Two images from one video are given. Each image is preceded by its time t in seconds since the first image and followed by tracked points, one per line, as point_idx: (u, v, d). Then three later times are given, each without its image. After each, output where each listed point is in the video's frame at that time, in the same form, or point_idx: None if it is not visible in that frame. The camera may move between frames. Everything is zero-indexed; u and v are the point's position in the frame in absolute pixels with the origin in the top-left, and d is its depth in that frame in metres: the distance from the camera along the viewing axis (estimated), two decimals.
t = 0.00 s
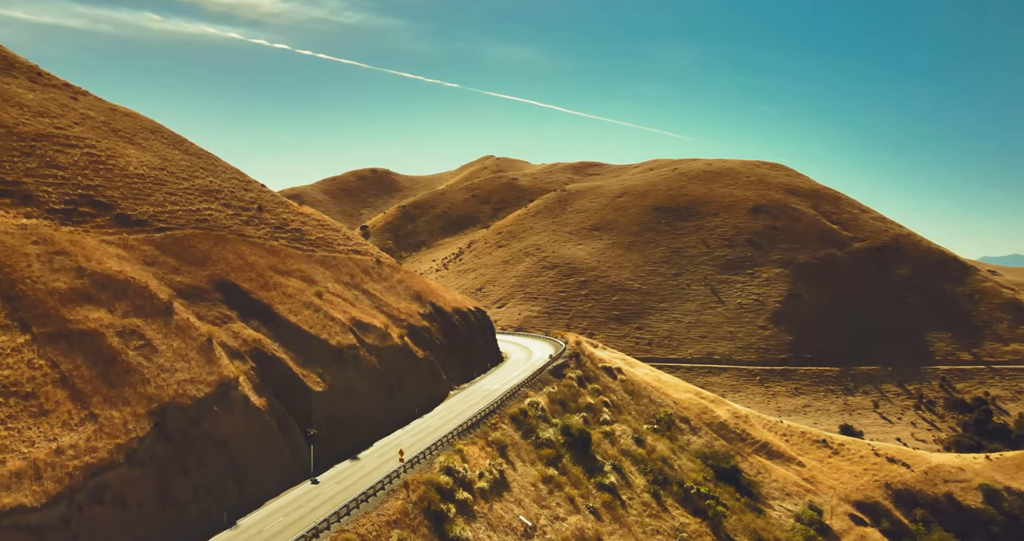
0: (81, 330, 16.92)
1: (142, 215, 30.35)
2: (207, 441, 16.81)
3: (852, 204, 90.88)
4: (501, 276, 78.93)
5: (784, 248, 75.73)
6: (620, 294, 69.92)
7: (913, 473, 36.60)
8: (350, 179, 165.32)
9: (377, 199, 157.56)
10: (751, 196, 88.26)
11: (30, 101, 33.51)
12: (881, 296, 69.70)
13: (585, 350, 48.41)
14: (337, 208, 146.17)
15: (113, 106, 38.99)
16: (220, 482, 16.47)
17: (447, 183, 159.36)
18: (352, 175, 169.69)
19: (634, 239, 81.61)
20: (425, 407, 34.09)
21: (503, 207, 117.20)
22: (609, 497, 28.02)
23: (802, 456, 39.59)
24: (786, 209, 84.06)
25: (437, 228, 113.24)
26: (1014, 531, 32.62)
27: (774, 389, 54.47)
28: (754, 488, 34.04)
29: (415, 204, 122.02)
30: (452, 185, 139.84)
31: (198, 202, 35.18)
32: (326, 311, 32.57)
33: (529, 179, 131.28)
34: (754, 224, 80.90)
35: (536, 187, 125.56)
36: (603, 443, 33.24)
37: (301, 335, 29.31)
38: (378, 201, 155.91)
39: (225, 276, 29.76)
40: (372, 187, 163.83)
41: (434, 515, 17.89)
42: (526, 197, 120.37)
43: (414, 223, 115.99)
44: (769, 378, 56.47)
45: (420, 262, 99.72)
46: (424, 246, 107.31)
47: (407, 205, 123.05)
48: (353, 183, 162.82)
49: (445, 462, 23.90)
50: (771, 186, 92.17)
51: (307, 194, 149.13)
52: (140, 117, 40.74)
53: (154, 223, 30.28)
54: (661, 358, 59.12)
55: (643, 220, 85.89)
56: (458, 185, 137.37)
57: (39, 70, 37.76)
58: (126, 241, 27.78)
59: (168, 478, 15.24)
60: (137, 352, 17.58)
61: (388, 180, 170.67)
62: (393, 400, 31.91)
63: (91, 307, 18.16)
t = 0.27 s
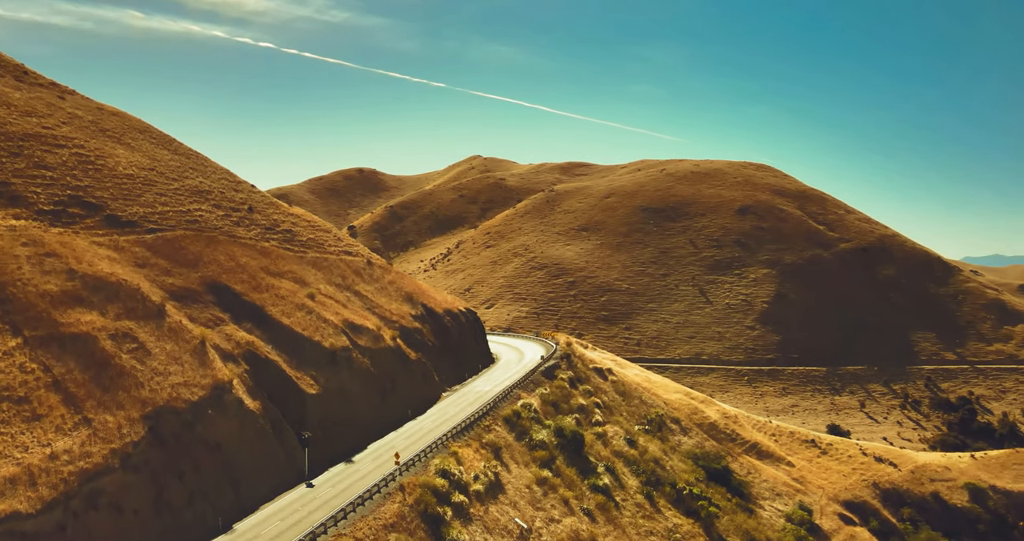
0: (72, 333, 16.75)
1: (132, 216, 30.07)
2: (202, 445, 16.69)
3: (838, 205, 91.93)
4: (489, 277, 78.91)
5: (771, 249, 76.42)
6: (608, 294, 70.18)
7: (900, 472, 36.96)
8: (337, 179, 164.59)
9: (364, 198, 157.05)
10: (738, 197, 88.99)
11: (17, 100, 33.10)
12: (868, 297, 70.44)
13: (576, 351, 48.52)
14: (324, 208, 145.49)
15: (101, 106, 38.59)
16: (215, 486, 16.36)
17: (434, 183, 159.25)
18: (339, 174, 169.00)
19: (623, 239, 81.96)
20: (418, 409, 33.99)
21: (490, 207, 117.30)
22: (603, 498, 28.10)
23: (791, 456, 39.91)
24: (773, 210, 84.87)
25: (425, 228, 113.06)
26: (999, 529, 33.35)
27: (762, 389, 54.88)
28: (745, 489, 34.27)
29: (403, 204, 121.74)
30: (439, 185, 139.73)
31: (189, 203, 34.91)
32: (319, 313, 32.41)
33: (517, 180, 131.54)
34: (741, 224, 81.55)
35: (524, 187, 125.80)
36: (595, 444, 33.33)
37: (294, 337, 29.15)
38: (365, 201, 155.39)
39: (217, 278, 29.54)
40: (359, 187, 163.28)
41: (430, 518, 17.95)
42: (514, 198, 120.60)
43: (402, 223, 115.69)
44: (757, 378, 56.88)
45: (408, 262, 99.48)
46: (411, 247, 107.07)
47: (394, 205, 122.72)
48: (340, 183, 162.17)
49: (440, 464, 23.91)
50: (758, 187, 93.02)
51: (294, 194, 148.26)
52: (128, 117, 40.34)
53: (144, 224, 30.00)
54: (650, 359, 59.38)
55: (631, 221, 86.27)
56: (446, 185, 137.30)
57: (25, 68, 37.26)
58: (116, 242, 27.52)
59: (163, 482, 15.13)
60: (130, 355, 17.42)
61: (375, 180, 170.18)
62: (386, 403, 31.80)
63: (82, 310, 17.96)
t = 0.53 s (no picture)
0: (69, 336, 16.62)
1: (126, 217, 29.87)
2: (201, 448, 16.59)
3: (827, 205, 92.57)
4: (481, 277, 78.85)
5: (762, 250, 76.82)
6: (600, 295, 70.30)
7: (892, 471, 37.16)
8: (327, 179, 163.99)
9: (355, 198, 156.66)
10: (729, 197, 89.45)
11: (8, 100, 32.83)
12: (860, 297, 70.89)
13: (570, 352, 48.52)
14: (314, 207, 144.97)
15: (93, 106, 38.32)
16: (214, 490, 16.27)
17: (425, 183, 159.09)
18: (329, 174, 168.46)
19: (614, 240, 82.12)
20: (414, 411, 33.89)
21: (481, 208, 117.33)
22: (600, 500, 28.10)
23: (784, 456, 40.03)
24: (764, 211, 85.33)
25: (415, 229, 112.87)
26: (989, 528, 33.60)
27: (753, 390, 55.08)
28: (739, 489, 34.32)
29: (394, 204, 121.48)
30: (430, 185, 139.68)
31: (183, 203, 34.71)
32: (315, 315, 32.29)
33: (508, 180, 131.65)
34: (732, 225, 81.93)
35: (515, 187, 125.92)
36: (592, 446, 33.34)
37: (290, 339, 29.01)
38: (356, 201, 154.99)
39: (212, 280, 29.37)
40: (349, 187, 162.87)
41: (430, 521, 17.94)
42: (505, 198, 120.65)
43: (393, 223, 115.44)
44: (748, 378, 57.09)
45: (398, 262, 99.24)
46: (402, 247, 106.82)
47: (385, 205, 122.46)
48: (330, 183, 161.71)
49: (438, 467, 23.87)
50: (748, 188, 93.53)
51: (283, 194, 147.59)
52: (120, 117, 40.06)
53: (138, 225, 29.81)
54: (641, 359, 59.51)
55: (622, 221, 86.46)
56: (436, 185, 137.26)
57: (15, 67, 36.92)
58: (111, 244, 27.33)
59: (162, 487, 15.02)
60: (127, 358, 17.31)
61: (366, 180, 169.79)
62: (383, 405, 31.67)
63: (78, 312, 17.82)
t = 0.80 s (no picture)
0: (68, 338, 16.49)
1: (123, 218, 29.73)
2: (202, 451, 16.52)
3: (820, 206, 92.99)
4: (474, 277, 78.77)
5: (756, 250, 77.04)
6: (594, 295, 70.32)
7: (886, 472, 37.34)
8: (319, 179, 163.54)
9: (347, 199, 156.33)
10: (722, 198, 89.68)
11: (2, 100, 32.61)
12: (854, 298, 71.17)
13: (566, 353, 48.49)
14: (306, 207, 144.51)
15: (88, 106, 38.08)
16: (215, 493, 16.22)
17: (417, 183, 158.93)
18: (321, 174, 168.01)
19: (608, 240, 82.21)
20: (412, 413, 33.79)
21: (474, 208, 117.31)
22: (599, 501, 28.09)
23: (779, 457, 40.02)
24: (757, 212, 85.62)
25: (408, 229, 112.73)
26: (982, 528, 33.76)
27: (747, 390, 55.17)
28: (737, 490, 34.26)
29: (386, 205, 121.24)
30: (423, 185, 139.49)
31: (179, 204, 34.55)
32: (314, 317, 32.18)
33: (500, 180, 131.72)
34: (725, 226, 82.16)
35: (507, 188, 125.97)
36: (590, 447, 33.32)
37: (289, 341, 28.91)
38: (348, 201, 154.67)
39: (211, 281, 29.23)
40: (342, 187, 162.56)
41: (432, 524, 17.95)
42: (498, 198, 120.65)
43: (385, 223, 115.19)
44: (742, 379, 57.17)
45: (391, 262, 99.03)
46: (395, 247, 106.59)
47: (377, 205, 122.20)
48: (322, 183, 161.31)
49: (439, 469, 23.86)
50: (741, 188, 93.86)
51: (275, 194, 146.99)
52: (115, 117, 39.83)
53: (135, 227, 29.64)
54: (635, 359, 59.55)
55: (616, 222, 86.57)
56: (429, 185, 137.17)
57: (8, 66, 36.63)
58: (108, 245, 27.18)
59: (164, 490, 14.97)
60: (128, 361, 17.20)
61: (358, 180, 169.47)
62: (382, 407, 31.57)
63: (77, 315, 17.69)
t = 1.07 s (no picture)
0: (68, 341, 16.40)
1: (122, 219, 29.62)
2: (204, 454, 16.45)
3: (813, 206, 93.33)
4: (469, 278, 78.68)
5: (750, 250, 77.20)
6: (589, 296, 70.33)
7: (881, 472, 37.41)
8: (313, 179, 163.21)
9: (340, 199, 156.07)
10: (716, 198, 89.90)
11: None
12: (849, 298, 71.34)
13: (563, 354, 48.44)
14: (299, 207, 144.13)
15: (84, 106, 37.88)
16: (217, 496, 16.15)
17: (411, 183, 158.81)
18: (314, 174, 167.66)
19: (602, 240, 82.29)
20: (411, 414, 33.70)
21: (468, 208, 117.30)
22: (599, 503, 28.04)
23: (775, 457, 39.97)
24: (750, 212, 85.86)
25: (402, 229, 112.63)
26: (974, 529, 33.91)
27: (742, 390, 55.23)
28: (734, 490, 34.18)
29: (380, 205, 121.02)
30: (416, 185, 139.36)
31: (176, 205, 34.41)
32: (313, 318, 32.07)
33: (494, 180, 131.75)
34: (719, 226, 82.36)
35: (501, 188, 126.03)
36: (588, 448, 33.27)
37: (289, 343, 28.80)
38: (341, 201, 154.40)
39: (210, 283, 29.11)
40: (335, 187, 162.30)
41: (434, 526, 17.94)
42: (491, 198, 120.66)
43: (379, 223, 114.99)
44: (737, 379, 57.22)
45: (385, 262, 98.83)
46: (389, 248, 106.39)
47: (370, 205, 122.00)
48: (315, 183, 160.97)
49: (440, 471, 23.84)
50: (735, 189, 94.12)
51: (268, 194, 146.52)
52: (110, 117, 39.64)
53: (133, 228, 29.51)
54: (630, 360, 59.56)
55: (610, 222, 86.64)
56: (423, 185, 137.13)
57: (3, 66, 36.40)
58: (107, 247, 27.05)
59: (167, 494, 14.91)
60: (128, 363, 17.11)
61: (351, 180, 169.26)
62: (382, 408, 31.47)
63: (77, 317, 17.58)
